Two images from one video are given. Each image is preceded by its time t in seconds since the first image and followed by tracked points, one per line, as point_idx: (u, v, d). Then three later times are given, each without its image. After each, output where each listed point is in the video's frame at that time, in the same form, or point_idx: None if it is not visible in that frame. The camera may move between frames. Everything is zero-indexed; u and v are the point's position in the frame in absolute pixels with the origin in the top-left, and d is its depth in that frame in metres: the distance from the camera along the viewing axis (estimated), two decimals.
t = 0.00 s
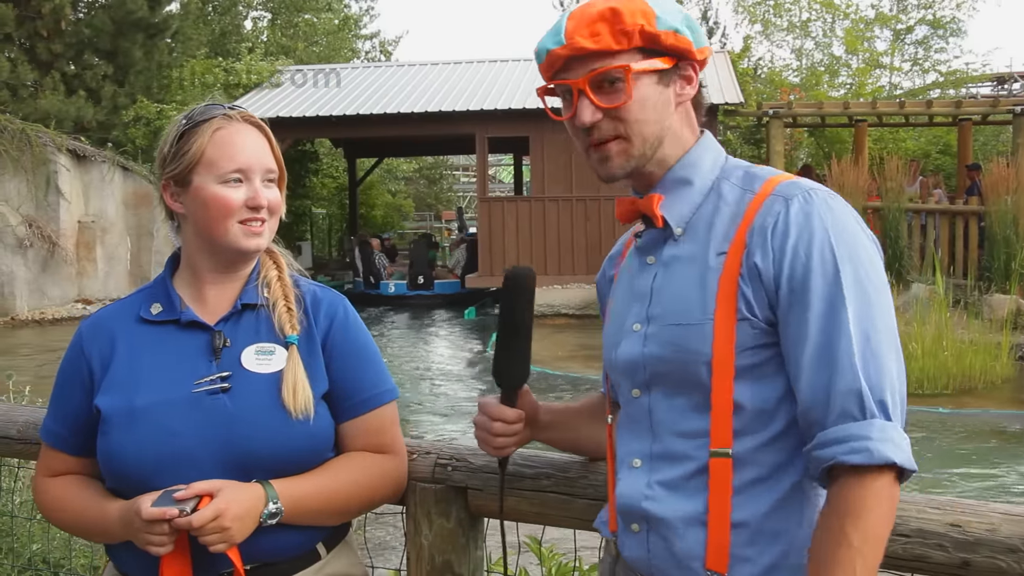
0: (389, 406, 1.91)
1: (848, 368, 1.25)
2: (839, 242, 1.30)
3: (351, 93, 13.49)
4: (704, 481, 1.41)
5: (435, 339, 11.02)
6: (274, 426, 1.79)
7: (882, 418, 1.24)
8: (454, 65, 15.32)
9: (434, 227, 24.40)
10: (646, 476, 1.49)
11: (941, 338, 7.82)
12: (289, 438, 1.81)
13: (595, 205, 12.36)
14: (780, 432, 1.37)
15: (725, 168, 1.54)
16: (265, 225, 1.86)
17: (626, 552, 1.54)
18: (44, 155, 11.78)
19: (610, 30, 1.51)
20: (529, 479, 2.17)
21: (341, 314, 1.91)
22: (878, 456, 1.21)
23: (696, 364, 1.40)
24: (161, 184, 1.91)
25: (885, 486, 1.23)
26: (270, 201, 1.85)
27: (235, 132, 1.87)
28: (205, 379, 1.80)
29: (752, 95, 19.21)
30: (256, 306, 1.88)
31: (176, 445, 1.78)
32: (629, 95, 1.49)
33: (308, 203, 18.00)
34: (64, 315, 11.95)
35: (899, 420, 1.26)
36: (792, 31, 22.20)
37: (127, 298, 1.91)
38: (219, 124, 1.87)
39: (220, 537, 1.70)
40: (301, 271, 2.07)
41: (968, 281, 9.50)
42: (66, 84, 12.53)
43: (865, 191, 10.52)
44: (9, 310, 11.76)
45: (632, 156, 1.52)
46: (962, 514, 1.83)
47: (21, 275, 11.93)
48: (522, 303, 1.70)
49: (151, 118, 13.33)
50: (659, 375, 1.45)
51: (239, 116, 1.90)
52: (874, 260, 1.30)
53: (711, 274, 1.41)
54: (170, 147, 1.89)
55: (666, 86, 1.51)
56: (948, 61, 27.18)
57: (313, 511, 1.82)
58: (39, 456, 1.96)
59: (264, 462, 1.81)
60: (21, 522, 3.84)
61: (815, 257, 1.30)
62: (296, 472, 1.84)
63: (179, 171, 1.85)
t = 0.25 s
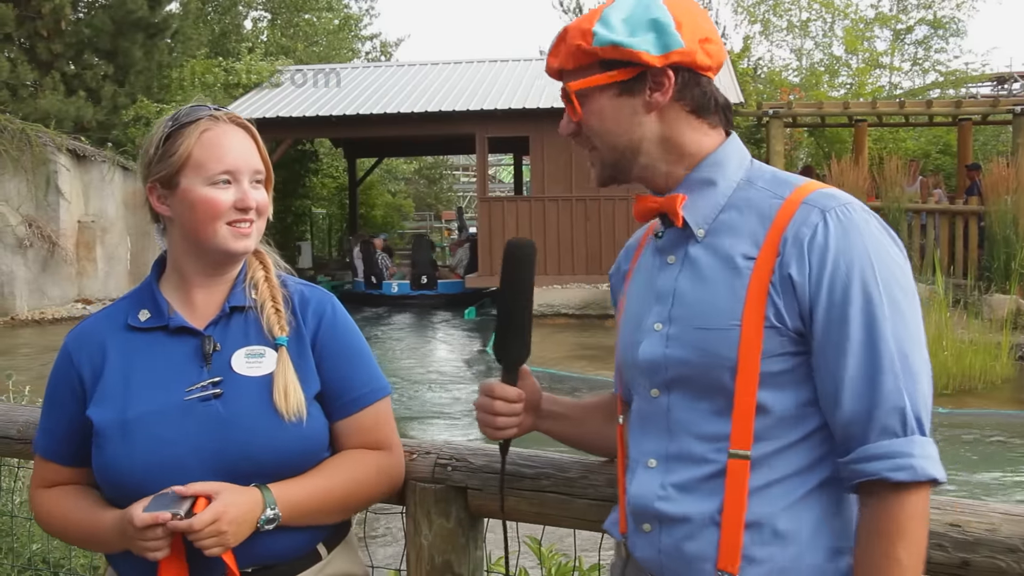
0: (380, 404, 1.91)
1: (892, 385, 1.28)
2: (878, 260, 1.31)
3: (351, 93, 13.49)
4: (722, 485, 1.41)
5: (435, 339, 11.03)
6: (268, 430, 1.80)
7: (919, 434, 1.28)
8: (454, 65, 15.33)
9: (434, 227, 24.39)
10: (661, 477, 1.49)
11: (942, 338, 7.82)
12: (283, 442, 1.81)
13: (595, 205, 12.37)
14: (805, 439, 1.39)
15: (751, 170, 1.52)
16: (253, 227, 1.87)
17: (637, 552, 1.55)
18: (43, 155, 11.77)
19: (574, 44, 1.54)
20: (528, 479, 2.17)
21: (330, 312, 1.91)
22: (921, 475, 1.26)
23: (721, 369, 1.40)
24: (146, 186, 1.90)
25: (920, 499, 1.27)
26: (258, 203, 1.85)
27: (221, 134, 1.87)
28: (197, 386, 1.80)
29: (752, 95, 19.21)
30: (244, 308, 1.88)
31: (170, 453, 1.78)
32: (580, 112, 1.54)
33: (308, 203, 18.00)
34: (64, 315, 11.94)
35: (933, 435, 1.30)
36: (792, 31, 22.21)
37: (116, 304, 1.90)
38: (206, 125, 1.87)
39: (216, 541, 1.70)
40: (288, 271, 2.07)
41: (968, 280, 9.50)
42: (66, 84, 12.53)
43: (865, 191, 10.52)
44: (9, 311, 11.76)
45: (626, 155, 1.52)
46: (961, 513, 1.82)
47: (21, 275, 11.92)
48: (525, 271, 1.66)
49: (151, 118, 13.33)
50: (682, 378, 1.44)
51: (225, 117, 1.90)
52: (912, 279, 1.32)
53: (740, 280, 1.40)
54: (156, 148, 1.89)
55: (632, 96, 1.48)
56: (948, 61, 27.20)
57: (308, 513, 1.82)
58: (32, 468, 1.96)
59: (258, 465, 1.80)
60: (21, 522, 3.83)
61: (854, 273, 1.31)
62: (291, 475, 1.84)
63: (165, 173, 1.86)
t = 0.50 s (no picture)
0: (379, 400, 1.91)
1: (916, 376, 1.25)
2: (892, 246, 1.29)
3: (351, 93, 13.50)
4: (755, 493, 1.41)
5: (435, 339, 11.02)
6: (268, 429, 1.80)
7: (956, 431, 1.24)
8: (454, 65, 15.33)
9: (434, 227, 24.40)
10: (696, 487, 1.48)
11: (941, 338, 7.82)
12: (283, 441, 1.80)
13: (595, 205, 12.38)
14: (837, 444, 1.38)
15: (773, 165, 1.51)
16: (247, 227, 1.87)
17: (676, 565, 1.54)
18: (43, 155, 11.78)
19: (586, 59, 1.53)
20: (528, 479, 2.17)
21: (326, 310, 1.91)
22: (959, 474, 1.21)
23: (747, 374, 1.40)
24: (137, 190, 1.90)
25: (963, 498, 1.23)
26: (251, 203, 1.85)
27: (210, 136, 1.86)
28: (195, 387, 1.80)
29: (752, 95, 19.22)
30: (240, 307, 1.88)
31: (172, 455, 1.78)
32: (602, 127, 1.51)
33: (308, 203, 18.01)
34: (63, 314, 11.94)
35: (974, 430, 1.25)
36: (792, 31, 22.24)
37: (111, 308, 1.90)
38: (194, 128, 1.86)
39: (214, 536, 1.70)
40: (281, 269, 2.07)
41: (968, 280, 9.50)
42: (66, 84, 12.54)
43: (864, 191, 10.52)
44: (8, 311, 11.77)
45: (654, 163, 1.50)
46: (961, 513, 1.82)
47: (20, 275, 11.93)
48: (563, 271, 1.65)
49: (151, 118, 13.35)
50: (711, 386, 1.45)
51: (213, 118, 1.88)
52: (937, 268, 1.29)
53: (760, 283, 1.40)
54: (144, 152, 1.88)
55: (655, 103, 1.48)
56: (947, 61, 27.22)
57: (311, 512, 1.81)
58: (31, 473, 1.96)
59: (259, 464, 1.80)
60: (21, 522, 3.83)
61: (870, 265, 1.29)
62: (291, 474, 1.83)
63: (157, 178, 1.85)
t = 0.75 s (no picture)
0: (383, 401, 1.90)
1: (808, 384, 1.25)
2: (842, 264, 1.26)
3: (351, 93, 13.50)
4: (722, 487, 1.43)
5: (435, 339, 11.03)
6: (274, 429, 1.80)
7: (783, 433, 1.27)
8: (454, 65, 15.33)
9: (434, 227, 24.40)
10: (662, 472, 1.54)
11: (941, 338, 7.82)
12: (288, 441, 1.80)
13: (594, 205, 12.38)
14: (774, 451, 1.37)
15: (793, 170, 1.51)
16: (254, 228, 1.87)
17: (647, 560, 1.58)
18: (43, 155, 11.78)
19: (609, 75, 1.49)
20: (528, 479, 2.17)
21: (332, 312, 1.91)
22: (747, 463, 1.27)
23: (709, 359, 1.43)
24: (146, 191, 1.90)
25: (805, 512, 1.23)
26: (259, 205, 1.85)
27: (219, 137, 1.85)
28: (201, 386, 1.80)
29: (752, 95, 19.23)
30: (247, 307, 1.88)
31: (177, 453, 1.78)
32: (635, 140, 1.49)
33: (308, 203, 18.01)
34: (63, 314, 11.94)
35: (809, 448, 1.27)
36: (792, 31, 22.25)
37: (117, 307, 1.90)
38: (204, 129, 1.86)
39: (212, 525, 1.70)
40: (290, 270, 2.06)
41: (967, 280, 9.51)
42: (65, 84, 12.54)
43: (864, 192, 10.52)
44: (8, 311, 11.78)
45: (686, 170, 1.49)
46: (961, 513, 1.82)
47: (20, 275, 11.93)
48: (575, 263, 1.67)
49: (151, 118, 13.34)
50: (678, 369, 1.49)
51: (222, 119, 1.88)
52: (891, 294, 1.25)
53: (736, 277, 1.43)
54: (154, 152, 1.88)
55: (683, 107, 1.45)
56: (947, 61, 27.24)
57: (313, 512, 1.81)
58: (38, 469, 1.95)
59: (264, 465, 1.80)
60: (21, 522, 3.84)
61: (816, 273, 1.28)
62: (295, 473, 1.83)
63: (166, 179, 1.84)
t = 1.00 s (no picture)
0: (388, 404, 1.90)
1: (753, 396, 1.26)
2: (778, 273, 1.27)
3: (351, 93, 13.50)
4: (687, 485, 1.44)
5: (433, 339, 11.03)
6: (278, 427, 1.80)
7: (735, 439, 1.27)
8: (454, 65, 15.34)
9: (434, 227, 24.40)
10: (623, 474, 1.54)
11: (941, 338, 7.84)
12: (290, 440, 1.80)
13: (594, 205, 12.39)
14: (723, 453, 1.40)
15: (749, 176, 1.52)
16: (264, 228, 1.86)
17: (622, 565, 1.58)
18: (43, 155, 11.80)
19: (574, 86, 1.49)
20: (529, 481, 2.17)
21: (340, 313, 1.91)
22: (703, 473, 1.27)
23: (658, 366, 1.44)
24: (158, 188, 1.90)
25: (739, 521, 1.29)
26: (271, 205, 1.84)
27: (234, 136, 1.85)
28: (207, 382, 1.80)
29: (752, 95, 19.24)
30: (255, 306, 1.88)
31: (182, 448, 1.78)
32: (593, 149, 1.49)
33: (307, 203, 18.02)
34: (63, 315, 11.96)
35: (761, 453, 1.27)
36: (791, 31, 22.27)
37: (124, 301, 1.89)
38: (218, 128, 1.85)
39: (212, 507, 1.70)
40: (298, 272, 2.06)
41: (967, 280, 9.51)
42: (65, 84, 12.55)
43: (864, 191, 10.53)
44: (8, 311, 11.79)
45: (641, 184, 1.51)
46: (961, 513, 1.82)
47: (20, 275, 11.94)
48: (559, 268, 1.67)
49: (151, 118, 13.35)
50: (632, 373, 1.49)
51: (237, 118, 1.88)
52: (826, 298, 1.27)
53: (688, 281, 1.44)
54: (167, 149, 1.88)
55: (641, 121, 1.46)
56: (946, 60, 27.26)
57: (313, 507, 1.81)
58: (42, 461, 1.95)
59: (269, 461, 1.80)
60: (20, 522, 3.84)
61: (754, 281, 1.28)
62: (298, 471, 1.84)
63: (179, 176, 1.84)
